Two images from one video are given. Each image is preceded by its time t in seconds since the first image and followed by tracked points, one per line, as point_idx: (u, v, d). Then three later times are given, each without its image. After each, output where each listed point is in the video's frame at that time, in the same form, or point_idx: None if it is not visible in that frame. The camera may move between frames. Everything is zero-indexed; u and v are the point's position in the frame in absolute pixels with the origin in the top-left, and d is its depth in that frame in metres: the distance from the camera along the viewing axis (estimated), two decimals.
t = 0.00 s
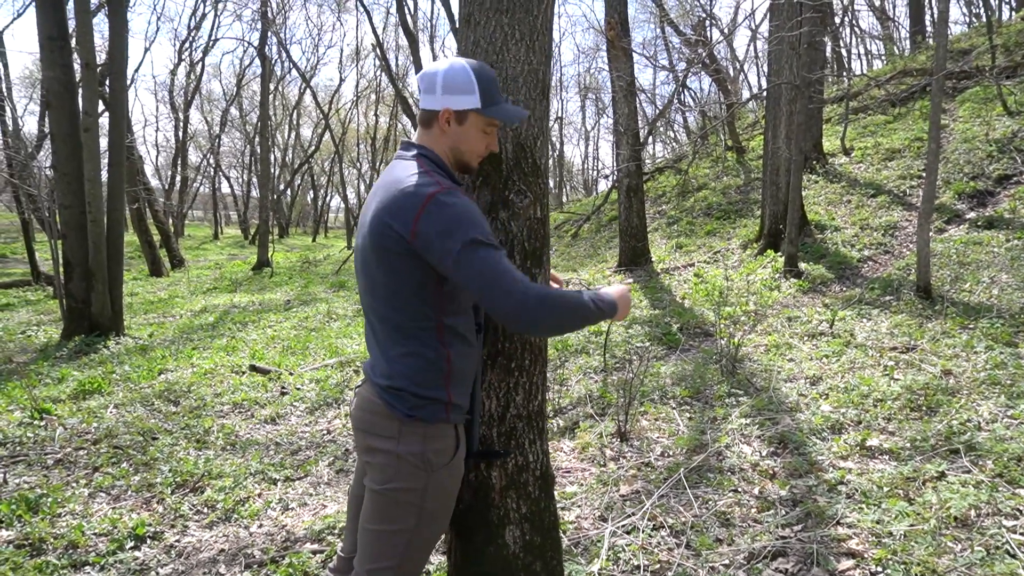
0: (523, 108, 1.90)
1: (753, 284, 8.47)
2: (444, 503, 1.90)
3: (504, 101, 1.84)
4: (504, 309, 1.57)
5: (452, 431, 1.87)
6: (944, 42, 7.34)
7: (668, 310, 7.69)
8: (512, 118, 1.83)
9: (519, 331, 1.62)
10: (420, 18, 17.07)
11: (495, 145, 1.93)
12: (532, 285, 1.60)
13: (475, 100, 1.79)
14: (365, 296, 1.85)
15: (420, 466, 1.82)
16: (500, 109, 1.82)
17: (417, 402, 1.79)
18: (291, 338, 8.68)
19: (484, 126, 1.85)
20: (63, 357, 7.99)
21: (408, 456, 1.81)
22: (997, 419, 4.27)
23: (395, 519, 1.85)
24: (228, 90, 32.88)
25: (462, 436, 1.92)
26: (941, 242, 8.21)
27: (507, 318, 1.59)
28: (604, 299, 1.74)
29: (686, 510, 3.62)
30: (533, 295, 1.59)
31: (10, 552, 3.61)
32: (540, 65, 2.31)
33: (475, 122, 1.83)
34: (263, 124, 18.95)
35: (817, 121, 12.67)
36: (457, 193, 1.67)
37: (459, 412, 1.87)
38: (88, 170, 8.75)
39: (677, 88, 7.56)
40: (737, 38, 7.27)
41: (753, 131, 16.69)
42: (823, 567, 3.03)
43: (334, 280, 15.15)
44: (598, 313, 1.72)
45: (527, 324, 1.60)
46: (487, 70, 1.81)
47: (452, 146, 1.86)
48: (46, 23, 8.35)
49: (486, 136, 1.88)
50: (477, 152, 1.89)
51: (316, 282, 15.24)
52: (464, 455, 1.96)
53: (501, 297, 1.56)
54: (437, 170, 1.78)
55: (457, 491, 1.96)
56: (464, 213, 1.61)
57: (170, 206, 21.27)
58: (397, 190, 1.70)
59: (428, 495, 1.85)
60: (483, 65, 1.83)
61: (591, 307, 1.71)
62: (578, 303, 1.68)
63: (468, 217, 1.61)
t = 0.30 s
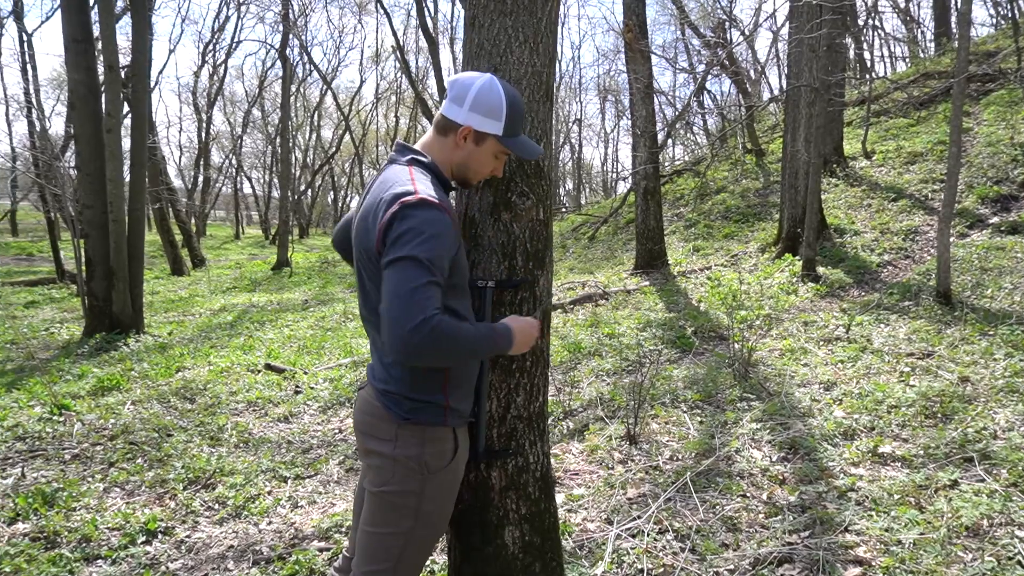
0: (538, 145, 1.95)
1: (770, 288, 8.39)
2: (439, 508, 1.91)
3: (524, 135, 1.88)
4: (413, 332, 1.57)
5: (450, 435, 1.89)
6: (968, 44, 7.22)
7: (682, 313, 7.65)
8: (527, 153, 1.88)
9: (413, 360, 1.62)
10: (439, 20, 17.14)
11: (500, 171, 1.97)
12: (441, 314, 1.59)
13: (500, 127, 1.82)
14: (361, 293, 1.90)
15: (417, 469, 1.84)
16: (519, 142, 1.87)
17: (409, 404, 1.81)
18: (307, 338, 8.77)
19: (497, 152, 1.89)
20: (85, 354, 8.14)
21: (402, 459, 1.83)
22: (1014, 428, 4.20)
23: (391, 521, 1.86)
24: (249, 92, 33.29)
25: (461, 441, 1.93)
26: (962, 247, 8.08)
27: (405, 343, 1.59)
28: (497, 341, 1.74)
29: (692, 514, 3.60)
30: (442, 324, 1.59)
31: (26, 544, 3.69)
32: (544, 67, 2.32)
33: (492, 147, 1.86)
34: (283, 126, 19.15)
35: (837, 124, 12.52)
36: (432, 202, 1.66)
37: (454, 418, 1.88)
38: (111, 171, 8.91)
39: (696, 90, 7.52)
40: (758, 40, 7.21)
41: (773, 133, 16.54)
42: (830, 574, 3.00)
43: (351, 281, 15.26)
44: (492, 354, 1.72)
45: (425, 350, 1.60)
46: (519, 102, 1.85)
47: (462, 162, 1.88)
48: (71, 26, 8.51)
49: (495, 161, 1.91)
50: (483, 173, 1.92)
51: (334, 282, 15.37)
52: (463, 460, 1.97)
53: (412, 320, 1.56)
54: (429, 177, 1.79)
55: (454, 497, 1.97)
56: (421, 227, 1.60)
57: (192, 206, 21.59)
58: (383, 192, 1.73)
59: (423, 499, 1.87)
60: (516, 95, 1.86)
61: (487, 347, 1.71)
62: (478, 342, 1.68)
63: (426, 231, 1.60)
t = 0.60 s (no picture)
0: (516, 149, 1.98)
1: (775, 283, 8.36)
2: (425, 510, 1.95)
3: (502, 139, 1.91)
4: (391, 348, 1.63)
5: (433, 438, 1.92)
6: (970, 33, 7.16)
7: (687, 310, 7.63)
8: (505, 158, 1.92)
9: (389, 375, 1.68)
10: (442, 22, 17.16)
11: (478, 175, 2.00)
12: (417, 329, 1.66)
13: (477, 133, 1.86)
14: (343, 301, 1.95)
15: (400, 469, 1.88)
16: (497, 146, 1.90)
17: (391, 407, 1.86)
18: (313, 342, 8.80)
19: (474, 157, 1.91)
20: (94, 362, 8.21)
21: (385, 460, 1.87)
22: (1019, 418, 4.16)
23: (376, 522, 1.90)
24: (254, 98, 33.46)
25: (446, 443, 1.96)
26: (969, 238, 8.02)
27: (382, 357, 1.65)
28: (464, 359, 1.83)
29: (692, 511, 3.60)
30: (417, 340, 1.65)
31: (33, 551, 3.74)
32: (529, 68, 2.34)
33: (469, 151, 1.89)
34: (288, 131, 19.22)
35: (841, 117, 12.45)
36: (405, 215, 1.70)
37: (438, 420, 1.91)
38: (117, 180, 8.97)
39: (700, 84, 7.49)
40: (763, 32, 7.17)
41: (779, 128, 16.46)
42: (830, 568, 3.00)
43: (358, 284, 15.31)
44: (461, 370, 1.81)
45: (402, 366, 1.66)
46: (496, 106, 1.88)
47: (440, 167, 1.90)
48: (75, 37, 8.58)
49: (473, 166, 1.94)
50: (461, 179, 1.95)
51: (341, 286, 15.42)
52: (449, 462, 2.00)
53: (390, 336, 1.63)
54: (399, 184, 1.83)
55: (441, 500, 2.00)
56: (396, 242, 1.65)
57: (199, 213, 21.72)
58: (355, 202, 1.76)
59: (407, 500, 1.90)
60: (493, 99, 1.90)
61: (456, 362, 1.79)
62: (448, 358, 1.76)
63: (400, 245, 1.65)
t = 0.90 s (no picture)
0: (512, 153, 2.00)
1: (783, 283, 8.32)
2: (413, 506, 1.97)
3: (496, 141, 1.93)
4: (385, 345, 1.65)
5: (419, 433, 1.94)
6: (981, 33, 7.10)
7: (692, 311, 7.61)
8: (499, 159, 1.93)
9: (383, 371, 1.70)
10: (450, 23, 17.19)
11: (473, 177, 2.01)
12: (411, 326, 1.68)
13: (471, 133, 1.88)
14: (332, 298, 1.97)
15: (385, 464, 1.91)
16: (491, 147, 1.91)
17: (378, 403, 1.89)
18: (320, 341, 8.84)
19: (468, 158, 1.93)
20: (103, 361, 8.28)
21: (371, 455, 1.91)
22: None
23: (363, 517, 1.93)
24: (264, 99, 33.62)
25: (433, 439, 1.98)
26: (978, 239, 7.95)
27: (377, 353, 1.66)
28: (454, 358, 1.85)
29: (693, 512, 3.60)
30: (412, 336, 1.67)
31: (38, 547, 3.78)
32: (525, 68, 2.35)
33: (463, 152, 1.91)
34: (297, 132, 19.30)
35: (850, 117, 12.38)
36: (397, 212, 1.73)
37: (424, 416, 1.94)
38: (126, 180, 9.04)
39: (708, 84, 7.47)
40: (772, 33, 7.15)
41: (788, 128, 16.38)
42: (829, 569, 2.99)
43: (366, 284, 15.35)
44: (453, 369, 1.83)
45: (396, 363, 1.68)
46: (491, 108, 1.90)
47: (434, 167, 1.92)
48: (86, 39, 8.64)
49: (467, 167, 1.96)
50: (455, 180, 1.96)
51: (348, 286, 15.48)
52: (438, 458, 2.02)
53: (385, 333, 1.64)
54: (391, 183, 1.85)
55: (430, 496, 2.02)
56: (388, 239, 1.67)
57: (209, 213, 21.85)
58: (345, 199, 1.78)
59: (394, 495, 1.93)
60: (488, 102, 1.92)
61: (449, 361, 1.81)
62: (441, 357, 1.78)
63: (392, 242, 1.67)
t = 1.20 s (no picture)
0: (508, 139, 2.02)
1: (800, 278, 8.22)
2: (403, 498, 2.01)
3: (490, 129, 1.95)
4: (373, 340, 1.69)
5: (409, 426, 1.98)
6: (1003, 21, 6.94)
7: (708, 306, 7.56)
8: (494, 146, 1.96)
9: (374, 365, 1.74)
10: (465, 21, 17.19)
11: (470, 166, 2.04)
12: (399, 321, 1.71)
13: (464, 123, 1.90)
14: (328, 293, 2.02)
15: (374, 454, 1.96)
16: (485, 136, 1.94)
17: (368, 395, 1.94)
18: (336, 338, 8.91)
19: (464, 149, 1.96)
20: (124, 358, 8.41)
21: (360, 446, 1.96)
22: None
23: (355, 507, 1.99)
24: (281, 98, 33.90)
25: (424, 432, 2.01)
26: (1001, 231, 7.80)
27: (368, 348, 1.71)
28: (449, 354, 1.88)
29: (705, 507, 3.59)
30: (400, 332, 1.71)
31: (60, 540, 3.87)
32: (530, 64, 2.36)
33: (458, 143, 1.93)
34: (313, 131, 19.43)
35: (869, 109, 12.19)
36: (383, 207, 1.74)
37: (414, 409, 1.97)
38: (145, 180, 9.16)
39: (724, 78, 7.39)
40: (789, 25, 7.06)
41: (806, 121, 16.17)
42: (841, 566, 2.98)
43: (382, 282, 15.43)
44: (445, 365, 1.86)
45: (385, 358, 1.72)
46: (482, 97, 1.93)
47: (430, 159, 1.94)
48: (105, 41, 8.76)
49: (464, 157, 1.98)
50: (452, 170, 1.99)
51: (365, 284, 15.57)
52: (431, 451, 2.05)
53: (373, 327, 1.68)
54: (380, 178, 1.87)
55: (423, 490, 2.05)
56: (374, 236, 1.69)
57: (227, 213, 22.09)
58: (335, 195, 1.82)
59: (383, 486, 1.97)
60: (478, 90, 1.94)
61: (441, 355, 1.84)
62: (432, 351, 1.81)
63: (377, 238, 1.69)
